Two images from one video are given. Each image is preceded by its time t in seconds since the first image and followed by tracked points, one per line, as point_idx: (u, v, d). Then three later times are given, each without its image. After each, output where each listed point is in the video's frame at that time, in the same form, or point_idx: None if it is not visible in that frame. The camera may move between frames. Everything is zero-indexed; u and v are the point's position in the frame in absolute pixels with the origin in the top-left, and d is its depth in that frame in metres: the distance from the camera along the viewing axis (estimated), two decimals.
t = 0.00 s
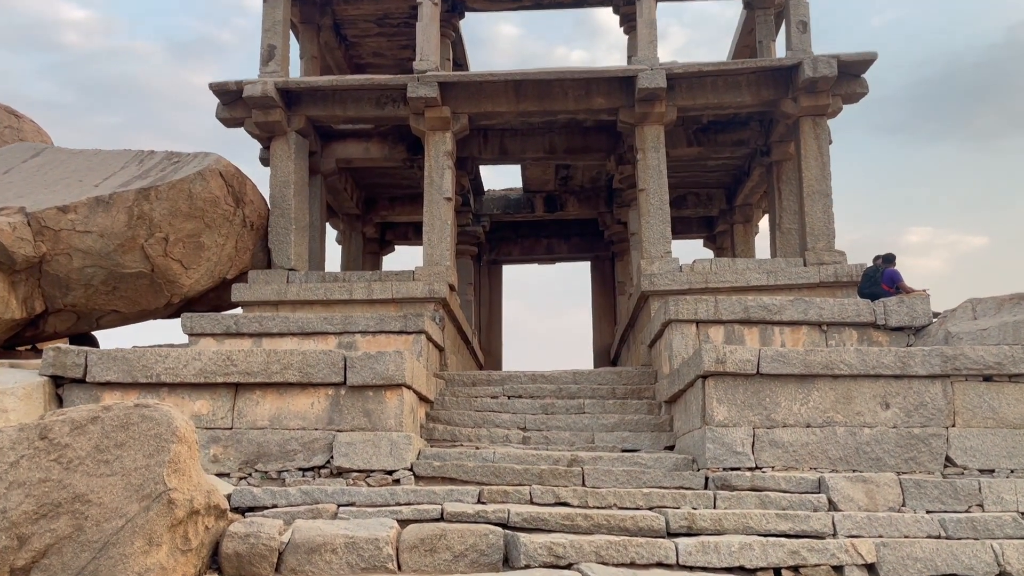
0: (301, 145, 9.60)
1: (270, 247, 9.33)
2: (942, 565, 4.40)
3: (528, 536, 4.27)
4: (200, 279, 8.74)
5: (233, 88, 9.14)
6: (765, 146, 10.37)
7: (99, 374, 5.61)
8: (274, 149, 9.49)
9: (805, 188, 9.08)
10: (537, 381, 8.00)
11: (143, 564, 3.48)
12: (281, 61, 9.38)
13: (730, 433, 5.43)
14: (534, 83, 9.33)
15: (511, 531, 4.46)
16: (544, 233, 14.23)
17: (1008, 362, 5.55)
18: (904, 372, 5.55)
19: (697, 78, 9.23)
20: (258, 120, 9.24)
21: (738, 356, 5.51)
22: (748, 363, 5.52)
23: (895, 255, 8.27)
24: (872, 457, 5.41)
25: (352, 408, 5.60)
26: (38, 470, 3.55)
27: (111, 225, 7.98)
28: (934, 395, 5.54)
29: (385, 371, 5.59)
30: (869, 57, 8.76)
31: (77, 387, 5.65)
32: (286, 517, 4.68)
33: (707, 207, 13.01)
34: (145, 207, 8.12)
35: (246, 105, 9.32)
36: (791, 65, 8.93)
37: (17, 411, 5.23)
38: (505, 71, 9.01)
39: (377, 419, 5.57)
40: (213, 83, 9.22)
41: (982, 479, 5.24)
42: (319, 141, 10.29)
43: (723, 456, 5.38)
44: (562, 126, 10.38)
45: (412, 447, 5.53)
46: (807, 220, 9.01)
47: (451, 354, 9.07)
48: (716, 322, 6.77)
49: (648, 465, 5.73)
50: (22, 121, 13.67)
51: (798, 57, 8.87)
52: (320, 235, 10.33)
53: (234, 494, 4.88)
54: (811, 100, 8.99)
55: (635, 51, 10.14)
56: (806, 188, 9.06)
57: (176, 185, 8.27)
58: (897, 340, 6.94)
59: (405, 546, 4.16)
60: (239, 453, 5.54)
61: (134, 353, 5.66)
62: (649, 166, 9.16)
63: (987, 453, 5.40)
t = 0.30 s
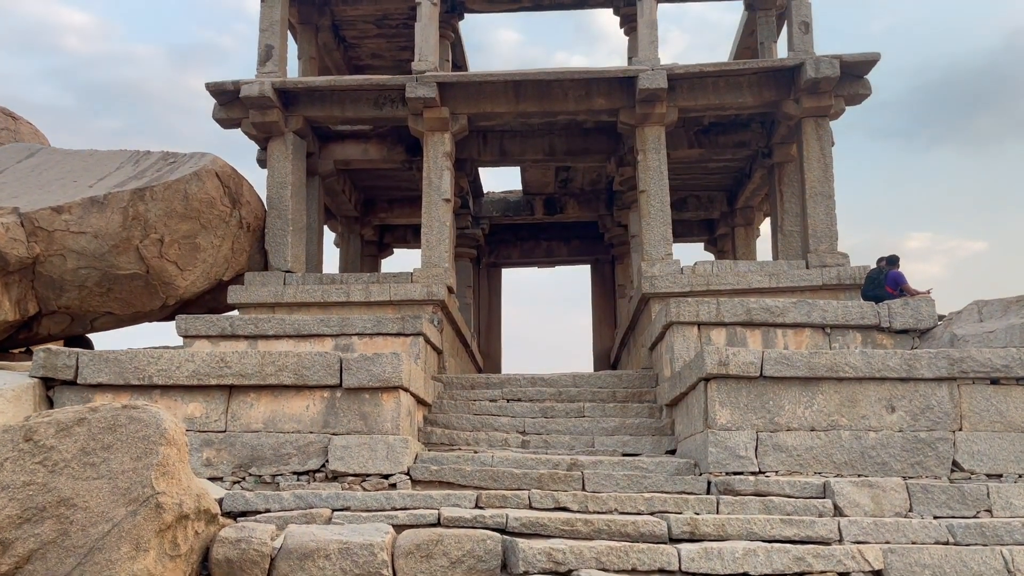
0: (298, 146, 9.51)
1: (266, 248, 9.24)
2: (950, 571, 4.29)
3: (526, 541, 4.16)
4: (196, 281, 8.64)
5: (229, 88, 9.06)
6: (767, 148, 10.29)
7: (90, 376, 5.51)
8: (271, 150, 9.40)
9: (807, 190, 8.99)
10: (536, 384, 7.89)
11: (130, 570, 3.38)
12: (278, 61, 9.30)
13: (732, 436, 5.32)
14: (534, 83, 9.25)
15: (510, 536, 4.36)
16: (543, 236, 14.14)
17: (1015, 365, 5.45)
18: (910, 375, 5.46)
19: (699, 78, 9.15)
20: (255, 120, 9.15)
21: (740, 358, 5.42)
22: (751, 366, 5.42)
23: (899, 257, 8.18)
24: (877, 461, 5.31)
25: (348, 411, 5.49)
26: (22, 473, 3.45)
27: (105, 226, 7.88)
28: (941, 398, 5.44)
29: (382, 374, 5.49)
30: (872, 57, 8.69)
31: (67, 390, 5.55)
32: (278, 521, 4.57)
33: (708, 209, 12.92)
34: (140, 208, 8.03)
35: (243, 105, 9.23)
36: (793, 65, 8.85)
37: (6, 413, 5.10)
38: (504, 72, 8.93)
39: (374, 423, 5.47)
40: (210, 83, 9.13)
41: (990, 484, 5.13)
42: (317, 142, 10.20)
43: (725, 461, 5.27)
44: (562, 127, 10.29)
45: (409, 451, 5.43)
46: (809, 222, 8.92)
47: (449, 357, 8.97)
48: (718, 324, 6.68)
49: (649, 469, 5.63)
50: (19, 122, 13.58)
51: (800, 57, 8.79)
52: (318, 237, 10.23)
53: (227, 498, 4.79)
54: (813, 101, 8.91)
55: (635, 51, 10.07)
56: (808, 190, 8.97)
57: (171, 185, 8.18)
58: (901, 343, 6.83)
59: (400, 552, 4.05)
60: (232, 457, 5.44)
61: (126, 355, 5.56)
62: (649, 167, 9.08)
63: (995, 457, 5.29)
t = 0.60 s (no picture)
0: (297, 167, 9.46)
1: (264, 270, 9.16)
2: None
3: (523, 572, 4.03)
4: (192, 303, 8.56)
5: (228, 109, 9.03)
6: (767, 170, 10.25)
7: (80, 400, 5.41)
8: (270, 171, 9.36)
9: (809, 212, 8.92)
10: (535, 409, 7.77)
11: None
12: (277, 83, 9.28)
13: (735, 463, 5.20)
14: (533, 105, 9.22)
15: (506, 566, 4.23)
16: (543, 258, 14.07)
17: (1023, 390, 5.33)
18: (916, 401, 5.34)
19: (699, 100, 9.12)
20: (254, 142, 9.12)
21: (743, 383, 5.31)
22: (753, 391, 5.31)
23: (902, 280, 8.08)
24: (884, 489, 5.18)
25: (342, 436, 5.37)
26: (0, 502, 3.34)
27: (101, 247, 7.80)
28: (948, 424, 5.32)
29: (377, 398, 5.39)
30: (872, 80, 8.66)
31: (56, 414, 5.44)
32: (268, 550, 4.44)
33: (709, 231, 12.86)
34: (136, 229, 7.96)
35: (242, 126, 9.20)
36: (794, 88, 8.82)
37: None
38: (504, 93, 8.91)
39: (368, 448, 5.34)
40: (208, 105, 9.11)
41: (1000, 512, 4.99)
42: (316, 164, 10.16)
43: (728, 488, 5.15)
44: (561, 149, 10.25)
45: (404, 477, 5.31)
46: (811, 244, 8.84)
47: (448, 380, 8.87)
48: (719, 348, 6.58)
49: (651, 496, 5.50)
50: (19, 144, 13.59)
51: (801, 80, 8.76)
52: (316, 258, 10.16)
53: (216, 526, 4.65)
54: (814, 123, 8.87)
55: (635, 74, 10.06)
56: (810, 212, 8.90)
57: (168, 206, 8.11)
58: (906, 367, 6.72)
59: None
60: (224, 483, 5.31)
61: (117, 378, 5.45)
62: (649, 190, 9.02)
63: (1005, 485, 5.16)
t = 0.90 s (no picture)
0: (297, 207, 9.44)
1: (261, 310, 9.07)
2: None
3: None
4: (188, 343, 8.46)
5: (228, 149, 9.04)
6: (769, 211, 10.23)
7: (69, 442, 5.27)
8: (269, 211, 9.33)
9: (811, 252, 8.86)
10: (536, 452, 7.61)
11: None
12: (278, 123, 9.31)
13: (742, 507, 5.04)
14: (534, 145, 9.23)
15: None
16: (544, 299, 14.00)
17: None
18: (926, 444, 5.20)
19: (700, 141, 9.13)
20: (254, 182, 9.10)
21: (749, 426, 5.17)
22: (759, 433, 5.17)
23: (908, 321, 7.97)
24: (895, 535, 5.02)
25: (337, 479, 5.22)
26: None
27: (96, 287, 7.72)
28: (960, 468, 5.17)
29: (373, 440, 5.25)
30: (873, 121, 8.68)
31: (45, 456, 5.31)
32: None
33: (711, 272, 12.81)
34: (133, 268, 7.89)
35: (242, 166, 9.19)
36: (794, 128, 8.83)
37: None
38: (504, 134, 8.92)
39: (364, 492, 5.19)
40: (209, 145, 9.12)
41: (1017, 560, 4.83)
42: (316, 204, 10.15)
43: (735, 534, 4.99)
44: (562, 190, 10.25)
45: (401, 522, 5.18)
46: (814, 285, 8.77)
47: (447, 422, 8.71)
48: (723, 389, 6.45)
49: (655, 542, 5.33)
50: (21, 186, 13.62)
51: (801, 121, 8.78)
52: (314, 298, 10.08)
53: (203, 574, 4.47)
54: (815, 163, 8.87)
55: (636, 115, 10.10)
56: (812, 252, 8.85)
57: (166, 246, 8.04)
58: (914, 410, 6.58)
59: None
60: (215, 528, 5.15)
61: (107, 419, 5.32)
62: (650, 230, 8.99)
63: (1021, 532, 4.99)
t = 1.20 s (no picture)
0: (297, 237, 9.39)
1: (260, 340, 8.97)
2: None
3: None
4: (185, 374, 8.34)
5: (229, 179, 9.01)
6: (772, 241, 10.17)
7: (60, 475, 5.13)
8: (269, 241, 9.27)
9: (816, 282, 8.79)
10: (538, 485, 7.44)
11: None
12: (280, 153, 9.31)
13: (752, 542, 4.89)
14: (536, 175, 9.20)
15: None
16: (545, 330, 13.91)
17: None
18: (940, 476, 5.07)
19: (702, 171, 9.11)
20: (254, 211, 9.06)
21: (758, 457, 5.02)
22: (769, 464, 5.03)
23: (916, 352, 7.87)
24: (910, 571, 4.87)
25: (335, 512, 5.08)
26: None
27: (94, 316, 7.62)
28: (975, 500, 5.03)
29: (372, 472, 5.11)
30: (876, 150, 8.66)
31: (35, 488, 5.16)
32: None
33: (713, 303, 12.73)
34: (131, 297, 7.80)
35: (242, 196, 9.16)
36: (797, 158, 8.81)
37: None
38: (506, 163, 8.90)
39: (362, 526, 5.04)
40: (210, 175, 9.09)
41: None
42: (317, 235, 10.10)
43: (746, 570, 4.83)
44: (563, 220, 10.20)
45: (400, 557, 5.03)
46: (819, 315, 8.67)
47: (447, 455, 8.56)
48: (730, 420, 6.32)
49: None
50: (21, 217, 13.60)
51: (804, 150, 8.76)
52: (314, 329, 9.98)
53: None
54: (819, 193, 8.83)
55: (637, 146, 10.10)
56: (817, 282, 8.77)
57: (165, 275, 7.98)
58: (925, 442, 6.45)
59: None
60: (208, 563, 5.00)
61: (100, 451, 5.18)
62: (654, 260, 8.92)
63: None
